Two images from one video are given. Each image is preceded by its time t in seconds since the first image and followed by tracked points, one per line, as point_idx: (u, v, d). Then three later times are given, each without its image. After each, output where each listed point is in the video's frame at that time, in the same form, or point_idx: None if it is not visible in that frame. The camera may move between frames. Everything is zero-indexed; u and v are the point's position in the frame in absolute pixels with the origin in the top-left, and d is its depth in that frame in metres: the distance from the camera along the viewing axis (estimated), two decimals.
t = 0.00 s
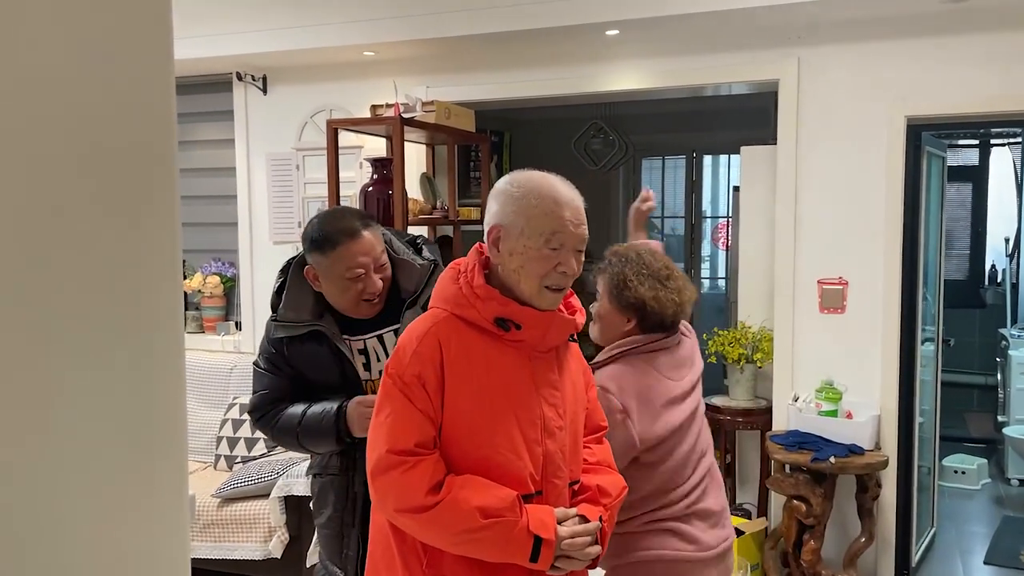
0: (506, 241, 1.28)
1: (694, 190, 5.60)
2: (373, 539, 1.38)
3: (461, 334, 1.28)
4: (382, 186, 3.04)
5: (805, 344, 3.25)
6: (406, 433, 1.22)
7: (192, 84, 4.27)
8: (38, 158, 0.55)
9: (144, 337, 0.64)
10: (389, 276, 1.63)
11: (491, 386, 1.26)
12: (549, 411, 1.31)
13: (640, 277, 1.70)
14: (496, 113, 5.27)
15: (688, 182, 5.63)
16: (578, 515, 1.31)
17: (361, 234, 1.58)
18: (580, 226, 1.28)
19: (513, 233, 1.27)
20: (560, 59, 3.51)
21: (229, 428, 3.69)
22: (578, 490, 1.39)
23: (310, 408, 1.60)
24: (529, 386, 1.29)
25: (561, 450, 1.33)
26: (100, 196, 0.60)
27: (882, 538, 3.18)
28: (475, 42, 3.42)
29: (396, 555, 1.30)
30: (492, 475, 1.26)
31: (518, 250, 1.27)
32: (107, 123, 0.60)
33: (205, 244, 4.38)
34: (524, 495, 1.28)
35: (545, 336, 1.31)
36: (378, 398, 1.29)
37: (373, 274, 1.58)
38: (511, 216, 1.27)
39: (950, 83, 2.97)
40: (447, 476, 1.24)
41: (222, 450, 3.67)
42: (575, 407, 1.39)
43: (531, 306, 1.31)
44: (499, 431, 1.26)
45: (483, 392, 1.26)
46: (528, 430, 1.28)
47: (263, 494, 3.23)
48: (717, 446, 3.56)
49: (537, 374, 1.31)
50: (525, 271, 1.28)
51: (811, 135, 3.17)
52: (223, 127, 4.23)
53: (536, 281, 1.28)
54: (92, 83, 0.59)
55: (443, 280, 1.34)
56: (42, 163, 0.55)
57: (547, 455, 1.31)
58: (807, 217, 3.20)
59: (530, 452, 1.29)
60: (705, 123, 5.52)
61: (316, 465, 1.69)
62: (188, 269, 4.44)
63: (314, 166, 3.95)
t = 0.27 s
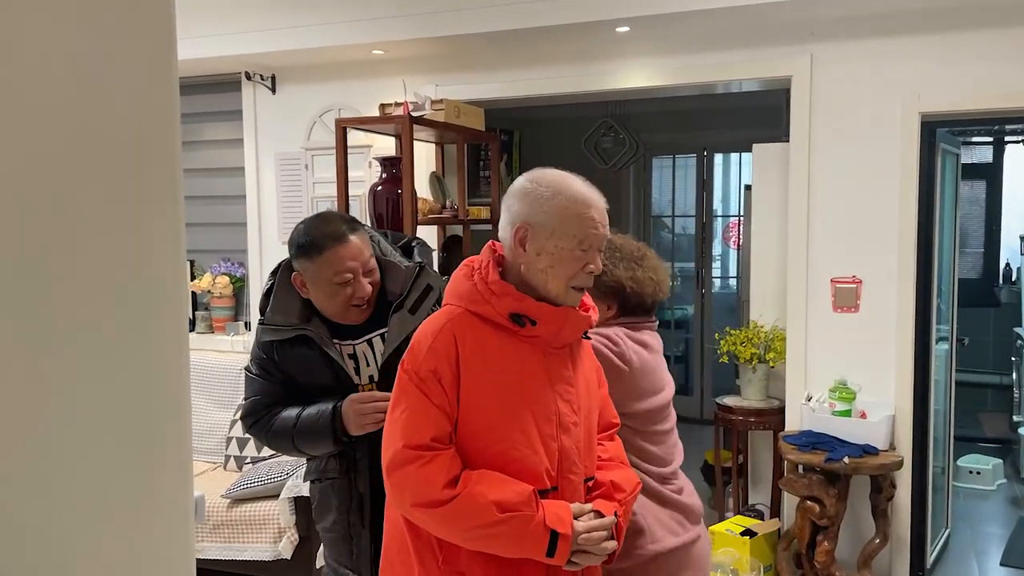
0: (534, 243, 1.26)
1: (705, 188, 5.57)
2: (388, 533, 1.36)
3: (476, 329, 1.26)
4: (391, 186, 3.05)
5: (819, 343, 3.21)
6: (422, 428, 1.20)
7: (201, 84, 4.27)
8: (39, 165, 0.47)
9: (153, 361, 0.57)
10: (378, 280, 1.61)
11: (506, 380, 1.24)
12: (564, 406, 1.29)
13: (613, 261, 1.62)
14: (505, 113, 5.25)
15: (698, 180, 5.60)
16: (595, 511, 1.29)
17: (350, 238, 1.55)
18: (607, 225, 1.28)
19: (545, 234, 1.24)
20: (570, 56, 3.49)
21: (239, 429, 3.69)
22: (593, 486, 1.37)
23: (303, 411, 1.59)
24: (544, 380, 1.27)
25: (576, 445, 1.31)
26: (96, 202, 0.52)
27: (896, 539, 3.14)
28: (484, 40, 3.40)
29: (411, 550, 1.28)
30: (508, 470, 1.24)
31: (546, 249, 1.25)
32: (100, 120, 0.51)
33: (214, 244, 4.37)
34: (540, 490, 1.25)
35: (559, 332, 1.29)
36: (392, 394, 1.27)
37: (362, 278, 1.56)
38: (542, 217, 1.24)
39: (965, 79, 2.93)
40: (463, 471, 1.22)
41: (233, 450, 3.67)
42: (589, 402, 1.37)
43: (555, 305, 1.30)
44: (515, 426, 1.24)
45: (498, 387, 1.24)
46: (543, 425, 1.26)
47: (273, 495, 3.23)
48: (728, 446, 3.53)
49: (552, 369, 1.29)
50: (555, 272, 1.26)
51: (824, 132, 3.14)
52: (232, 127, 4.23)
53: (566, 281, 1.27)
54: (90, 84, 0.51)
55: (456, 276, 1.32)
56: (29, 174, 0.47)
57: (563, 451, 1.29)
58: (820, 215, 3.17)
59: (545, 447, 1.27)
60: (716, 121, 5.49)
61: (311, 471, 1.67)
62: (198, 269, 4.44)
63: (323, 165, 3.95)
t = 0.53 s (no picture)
0: (563, 249, 1.24)
1: (712, 188, 5.56)
2: (398, 535, 1.33)
3: (494, 329, 1.26)
4: (400, 187, 3.04)
5: (826, 343, 3.20)
6: (446, 426, 1.18)
7: (209, 86, 4.28)
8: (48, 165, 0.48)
9: (159, 378, 0.56)
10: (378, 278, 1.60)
11: (524, 378, 1.24)
12: (577, 403, 1.30)
13: (628, 260, 1.64)
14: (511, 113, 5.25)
15: (705, 180, 5.59)
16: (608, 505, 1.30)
17: (344, 237, 1.55)
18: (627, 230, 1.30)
19: (577, 241, 1.23)
20: (576, 57, 3.49)
21: (247, 430, 3.70)
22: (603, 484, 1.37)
23: (303, 415, 1.60)
24: (559, 378, 1.28)
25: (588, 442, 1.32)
26: (107, 204, 0.51)
27: (905, 540, 3.13)
28: (490, 40, 3.40)
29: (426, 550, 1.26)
30: (527, 468, 1.24)
31: (576, 256, 1.24)
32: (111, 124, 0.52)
33: (222, 245, 4.38)
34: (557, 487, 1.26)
35: (574, 333, 1.29)
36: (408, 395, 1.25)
37: (360, 276, 1.55)
38: (575, 224, 1.23)
39: (974, 77, 2.92)
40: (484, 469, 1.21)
41: (240, 451, 3.68)
42: (597, 400, 1.38)
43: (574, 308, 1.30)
44: (534, 423, 1.24)
45: (517, 385, 1.24)
46: (559, 422, 1.27)
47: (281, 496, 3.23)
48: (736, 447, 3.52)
49: (565, 367, 1.30)
50: (583, 278, 1.26)
51: (832, 131, 3.13)
52: (239, 128, 4.24)
53: (592, 286, 1.27)
54: (104, 90, 0.51)
55: (469, 277, 1.31)
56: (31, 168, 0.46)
57: (576, 448, 1.30)
58: (828, 214, 3.16)
59: (561, 444, 1.27)
60: (723, 120, 5.48)
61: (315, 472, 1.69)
62: (206, 271, 4.45)
63: (330, 167, 3.96)
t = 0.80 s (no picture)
0: (563, 252, 1.27)
1: (716, 189, 5.56)
2: (396, 546, 1.28)
3: (496, 333, 1.25)
4: (405, 188, 3.05)
5: (832, 344, 3.20)
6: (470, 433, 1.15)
7: (215, 89, 4.29)
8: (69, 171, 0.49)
9: (171, 379, 0.58)
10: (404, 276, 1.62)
11: (530, 380, 1.24)
12: (571, 402, 1.31)
13: (641, 266, 1.65)
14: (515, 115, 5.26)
15: (710, 181, 5.59)
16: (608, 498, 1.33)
17: (375, 234, 1.56)
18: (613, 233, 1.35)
19: (579, 244, 1.27)
20: (581, 58, 3.49)
21: (253, 432, 3.71)
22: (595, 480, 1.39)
23: (332, 411, 1.59)
24: (557, 378, 1.29)
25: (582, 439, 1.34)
26: (122, 206, 0.53)
27: (912, 541, 3.12)
28: (495, 42, 3.41)
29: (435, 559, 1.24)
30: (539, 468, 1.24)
31: (577, 259, 1.27)
32: (129, 130, 0.54)
33: (228, 247, 4.39)
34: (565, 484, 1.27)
35: (568, 334, 1.31)
36: (417, 406, 1.20)
37: (388, 273, 1.57)
38: (577, 227, 1.26)
39: (980, 77, 2.91)
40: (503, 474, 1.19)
41: (247, 453, 3.69)
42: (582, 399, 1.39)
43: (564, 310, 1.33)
44: (542, 424, 1.24)
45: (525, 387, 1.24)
46: (562, 421, 1.28)
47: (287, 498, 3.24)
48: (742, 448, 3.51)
49: (560, 368, 1.31)
50: (579, 280, 1.29)
51: (838, 132, 3.12)
52: (245, 131, 4.25)
53: (585, 288, 1.31)
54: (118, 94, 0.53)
55: (460, 279, 1.28)
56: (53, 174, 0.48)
57: (575, 446, 1.31)
58: (833, 214, 3.16)
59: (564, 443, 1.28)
60: (728, 121, 5.48)
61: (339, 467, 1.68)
62: (212, 273, 4.46)
63: (335, 169, 3.96)
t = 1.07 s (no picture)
0: (563, 251, 1.28)
1: (720, 189, 5.57)
2: (410, 544, 1.28)
3: (502, 329, 1.25)
4: (408, 190, 3.06)
5: (837, 344, 3.20)
6: (489, 427, 1.15)
7: (219, 91, 4.30)
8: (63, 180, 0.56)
9: (161, 368, 0.65)
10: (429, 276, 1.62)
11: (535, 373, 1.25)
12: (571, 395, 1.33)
13: (678, 265, 1.72)
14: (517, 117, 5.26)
15: (713, 182, 5.60)
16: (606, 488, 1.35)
17: (396, 237, 1.56)
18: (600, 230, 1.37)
19: (579, 242, 1.28)
20: (584, 59, 3.49)
21: (257, 434, 3.71)
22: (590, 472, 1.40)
23: (361, 401, 1.59)
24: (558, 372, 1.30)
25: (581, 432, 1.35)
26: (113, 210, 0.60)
27: (918, 541, 3.11)
28: (498, 44, 3.41)
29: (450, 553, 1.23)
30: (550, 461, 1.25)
31: (575, 257, 1.28)
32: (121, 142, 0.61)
33: (232, 250, 4.40)
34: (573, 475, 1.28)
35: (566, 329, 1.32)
36: (431, 404, 1.19)
37: (410, 274, 1.57)
38: (576, 225, 1.27)
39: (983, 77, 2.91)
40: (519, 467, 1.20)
41: (251, 454, 3.69)
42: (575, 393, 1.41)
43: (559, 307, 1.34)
44: (550, 417, 1.25)
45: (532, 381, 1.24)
46: (565, 413, 1.29)
47: (292, 499, 3.24)
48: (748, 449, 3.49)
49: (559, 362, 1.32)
50: (576, 277, 1.31)
51: (841, 131, 3.12)
52: (249, 133, 4.26)
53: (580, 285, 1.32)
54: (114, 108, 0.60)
55: (459, 278, 1.27)
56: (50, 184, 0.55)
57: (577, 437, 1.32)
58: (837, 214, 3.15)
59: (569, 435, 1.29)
60: (731, 121, 5.48)
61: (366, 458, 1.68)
62: (216, 275, 4.47)
63: (339, 171, 3.97)
